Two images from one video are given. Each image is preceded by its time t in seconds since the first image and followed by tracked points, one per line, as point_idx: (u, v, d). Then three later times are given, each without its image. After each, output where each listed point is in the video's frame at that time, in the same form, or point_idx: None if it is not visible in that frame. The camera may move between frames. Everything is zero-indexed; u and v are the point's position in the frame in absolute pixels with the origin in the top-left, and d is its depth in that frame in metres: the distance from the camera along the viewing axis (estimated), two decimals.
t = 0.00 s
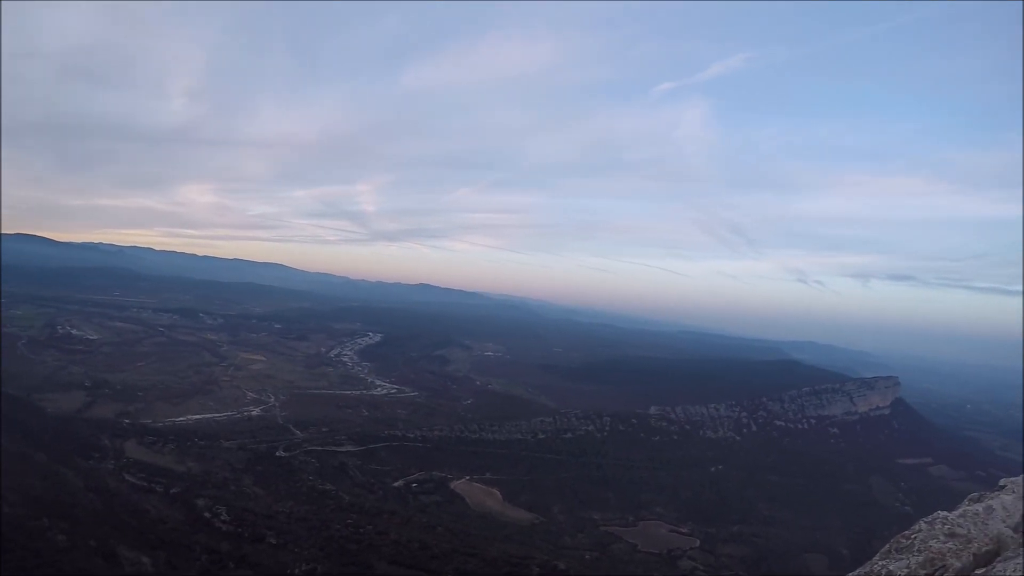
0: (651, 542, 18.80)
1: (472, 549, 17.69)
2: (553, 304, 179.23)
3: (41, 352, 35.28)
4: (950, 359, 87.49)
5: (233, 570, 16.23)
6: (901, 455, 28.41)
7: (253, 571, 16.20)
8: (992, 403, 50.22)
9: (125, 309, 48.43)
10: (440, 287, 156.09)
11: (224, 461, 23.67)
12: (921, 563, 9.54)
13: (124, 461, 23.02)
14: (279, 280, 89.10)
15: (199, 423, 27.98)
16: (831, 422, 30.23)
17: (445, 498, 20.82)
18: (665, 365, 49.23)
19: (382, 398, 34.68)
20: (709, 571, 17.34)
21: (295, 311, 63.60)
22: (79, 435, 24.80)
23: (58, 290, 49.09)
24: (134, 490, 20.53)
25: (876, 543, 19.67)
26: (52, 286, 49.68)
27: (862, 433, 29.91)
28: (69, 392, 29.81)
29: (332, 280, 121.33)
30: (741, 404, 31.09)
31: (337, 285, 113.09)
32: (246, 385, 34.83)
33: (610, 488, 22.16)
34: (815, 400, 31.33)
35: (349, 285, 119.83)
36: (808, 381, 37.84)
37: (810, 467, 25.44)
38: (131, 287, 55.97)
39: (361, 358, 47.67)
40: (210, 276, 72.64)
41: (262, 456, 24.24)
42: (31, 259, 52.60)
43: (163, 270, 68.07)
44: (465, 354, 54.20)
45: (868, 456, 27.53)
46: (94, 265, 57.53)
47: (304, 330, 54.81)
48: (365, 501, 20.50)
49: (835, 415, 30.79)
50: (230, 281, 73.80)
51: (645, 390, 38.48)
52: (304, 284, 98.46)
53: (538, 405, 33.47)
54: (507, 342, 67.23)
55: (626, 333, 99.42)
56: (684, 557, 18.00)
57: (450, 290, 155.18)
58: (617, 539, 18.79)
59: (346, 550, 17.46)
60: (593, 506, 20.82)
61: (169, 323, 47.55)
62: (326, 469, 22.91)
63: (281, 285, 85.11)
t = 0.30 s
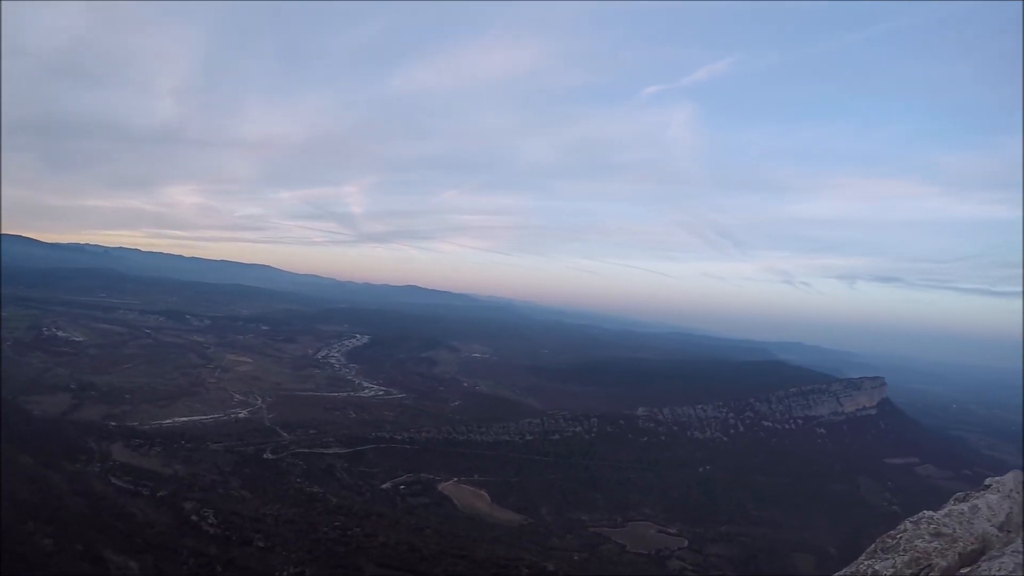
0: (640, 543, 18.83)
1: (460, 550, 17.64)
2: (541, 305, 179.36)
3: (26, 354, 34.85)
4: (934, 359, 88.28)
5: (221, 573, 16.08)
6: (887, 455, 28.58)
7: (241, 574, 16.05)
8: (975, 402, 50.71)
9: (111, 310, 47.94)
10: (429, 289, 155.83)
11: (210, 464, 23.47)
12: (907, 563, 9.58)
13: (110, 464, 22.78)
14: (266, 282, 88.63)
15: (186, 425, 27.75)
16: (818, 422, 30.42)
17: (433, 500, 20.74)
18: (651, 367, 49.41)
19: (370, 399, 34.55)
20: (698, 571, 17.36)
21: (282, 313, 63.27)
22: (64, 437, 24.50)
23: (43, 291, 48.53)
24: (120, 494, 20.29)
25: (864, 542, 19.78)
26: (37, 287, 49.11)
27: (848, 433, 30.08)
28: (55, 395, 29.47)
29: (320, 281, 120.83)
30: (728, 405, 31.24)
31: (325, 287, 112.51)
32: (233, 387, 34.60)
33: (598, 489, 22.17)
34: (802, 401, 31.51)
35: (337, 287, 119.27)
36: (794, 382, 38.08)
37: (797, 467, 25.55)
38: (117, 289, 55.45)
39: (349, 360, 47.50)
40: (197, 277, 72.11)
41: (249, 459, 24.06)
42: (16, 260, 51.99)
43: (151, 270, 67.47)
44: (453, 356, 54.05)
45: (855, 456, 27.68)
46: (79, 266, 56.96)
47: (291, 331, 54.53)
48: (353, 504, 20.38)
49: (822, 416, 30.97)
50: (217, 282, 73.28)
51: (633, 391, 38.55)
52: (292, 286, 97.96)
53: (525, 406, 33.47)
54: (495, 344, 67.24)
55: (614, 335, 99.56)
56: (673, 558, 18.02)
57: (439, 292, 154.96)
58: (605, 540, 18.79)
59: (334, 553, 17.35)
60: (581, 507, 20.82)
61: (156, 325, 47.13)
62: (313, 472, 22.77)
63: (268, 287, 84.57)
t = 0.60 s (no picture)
0: (627, 541, 18.86)
1: (448, 549, 17.60)
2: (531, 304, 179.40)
3: (10, 351, 34.43)
4: (918, 359, 89.12)
5: (208, 572, 15.95)
6: (872, 454, 28.76)
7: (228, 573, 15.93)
8: (957, 402, 51.23)
9: (98, 307, 47.49)
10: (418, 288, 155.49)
11: (197, 462, 23.30)
12: (891, 562, 9.63)
13: (96, 462, 22.54)
14: (254, 280, 88.12)
15: (172, 423, 27.53)
16: (804, 422, 30.61)
17: (420, 498, 20.67)
18: (638, 366, 49.58)
19: (357, 398, 34.44)
20: (684, 569, 17.41)
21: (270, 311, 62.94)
22: (49, 435, 24.23)
23: (28, 287, 47.95)
24: (107, 492, 20.09)
25: (850, 540, 19.91)
26: (22, 283, 48.54)
27: (835, 432, 30.27)
28: (40, 392, 29.14)
29: (308, 279, 120.28)
30: (715, 405, 31.37)
31: (313, 285, 111.96)
32: (220, 385, 34.37)
33: (586, 488, 22.18)
34: (789, 401, 31.69)
35: (325, 285, 118.74)
36: (780, 382, 38.32)
37: (783, 466, 25.67)
38: (103, 286, 54.92)
39: (336, 358, 47.33)
40: (184, 274, 71.56)
41: (236, 457, 23.90)
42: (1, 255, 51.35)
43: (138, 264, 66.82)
44: (440, 354, 54.00)
45: (841, 455, 27.84)
46: (65, 262, 56.34)
47: (278, 329, 54.26)
48: (340, 502, 20.29)
49: (808, 415, 31.16)
50: (205, 280, 72.75)
51: (620, 390, 38.63)
52: (280, 284, 97.48)
53: (512, 405, 33.46)
54: (483, 343, 67.22)
55: (602, 334, 99.82)
56: (660, 556, 18.07)
57: (428, 291, 154.67)
58: (592, 539, 18.81)
59: (321, 551, 17.26)
60: (568, 507, 20.82)
61: (142, 322, 46.73)
62: (300, 470, 22.65)
63: (256, 284, 84.04)
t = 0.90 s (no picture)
0: (615, 540, 18.87)
1: (436, 548, 17.55)
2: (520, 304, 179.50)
3: None
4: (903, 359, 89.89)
5: (195, 573, 15.81)
6: (859, 453, 28.90)
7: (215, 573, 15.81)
8: (941, 402, 51.69)
9: (84, 305, 46.99)
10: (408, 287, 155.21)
11: (184, 462, 23.12)
12: (876, 562, 9.67)
13: (82, 462, 22.32)
14: (241, 279, 87.57)
15: (158, 422, 27.30)
16: (791, 421, 30.77)
17: (408, 498, 20.60)
18: (625, 365, 49.70)
19: (344, 397, 34.30)
20: (672, 568, 17.45)
21: (257, 309, 62.57)
22: (34, 435, 23.96)
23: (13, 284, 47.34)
24: (93, 492, 19.89)
25: (837, 538, 19.99)
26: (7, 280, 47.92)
27: (821, 432, 30.40)
28: (24, 391, 28.77)
29: (297, 278, 119.67)
30: (702, 405, 31.48)
31: (302, 284, 111.37)
32: (207, 384, 34.12)
33: (573, 487, 22.19)
34: (776, 401, 31.86)
35: (314, 284, 118.19)
36: (766, 381, 38.51)
37: (770, 466, 25.76)
38: (89, 284, 54.36)
39: (324, 357, 47.14)
40: (171, 272, 70.99)
41: (223, 457, 23.75)
42: None
43: (125, 262, 66.18)
44: (428, 354, 53.90)
45: (827, 454, 27.97)
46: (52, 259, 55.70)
47: (266, 328, 53.97)
48: (328, 502, 20.19)
49: (795, 415, 31.32)
50: (193, 278, 72.21)
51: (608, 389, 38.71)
52: (268, 283, 96.94)
53: (500, 404, 33.44)
54: (471, 342, 67.15)
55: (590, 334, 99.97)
56: (647, 555, 18.10)
57: (417, 291, 154.38)
58: (580, 538, 18.81)
59: (309, 551, 17.17)
60: (556, 506, 20.81)
61: (129, 321, 46.30)
62: (287, 470, 22.53)
63: (244, 283, 83.51)
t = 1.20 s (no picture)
0: (601, 540, 18.91)
1: (423, 549, 17.50)
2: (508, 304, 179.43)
3: None
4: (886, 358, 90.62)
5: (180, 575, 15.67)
6: (844, 452, 29.11)
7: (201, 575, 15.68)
8: (924, 401, 52.17)
9: (68, 304, 46.45)
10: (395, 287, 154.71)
11: (169, 463, 22.93)
12: (859, 561, 9.70)
13: (66, 463, 22.08)
14: (228, 278, 86.96)
15: (143, 423, 27.04)
16: (776, 420, 30.95)
17: (395, 498, 20.53)
18: (610, 365, 49.80)
19: (331, 397, 34.15)
20: (658, 567, 17.50)
21: (243, 309, 62.15)
22: (18, 436, 23.67)
23: None
24: (78, 494, 19.67)
25: (822, 536, 20.13)
26: None
27: (807, 431, 30.61)
28: (7, 392, 28.41)
29: (284, 278, 118.99)
30: (688, 404, 31.62)
31: (288, 284, 110.71)
32: (192, 384, 33.87)
33: (560, 486, 22.20)
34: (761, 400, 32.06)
35: (301, 284, 117.47)
36: (751, 380, 38.74)
37: (756, 464, 25.90)
38: (73, 283, 53.76)
39: (310, 357, 46.93)
40: (157, 272, 70.36)
41: (209, 458, 23.57)
42: None
43: (110, 261, 65.49)
44: (415, 354, 53.73)
45: (812, 452, 28.17)
46: (35, 258, 55.03)
47: (251, 328, 53.63)
48: (315, 502, 20.09)
49: (780, 414, 31.52)
50: (178, 278, 71.59)
51: (595, 389, 38.78)
52: (255, 282, 96.32)
53: (486, 404, 33.38)
54: (458, 342, 67.02)
55: (577, 333, 100.08)
56: (634, 554, 18.15)
57: (405, 291, 153.95)
58: (567, 537, 18.83)
59: (296, 552, 17.07)
60: (542, 505, 20.81)
61: (113, 321, 45.87)
62: (273, 471, 22.39)
63: (230, 283, 82.89)
